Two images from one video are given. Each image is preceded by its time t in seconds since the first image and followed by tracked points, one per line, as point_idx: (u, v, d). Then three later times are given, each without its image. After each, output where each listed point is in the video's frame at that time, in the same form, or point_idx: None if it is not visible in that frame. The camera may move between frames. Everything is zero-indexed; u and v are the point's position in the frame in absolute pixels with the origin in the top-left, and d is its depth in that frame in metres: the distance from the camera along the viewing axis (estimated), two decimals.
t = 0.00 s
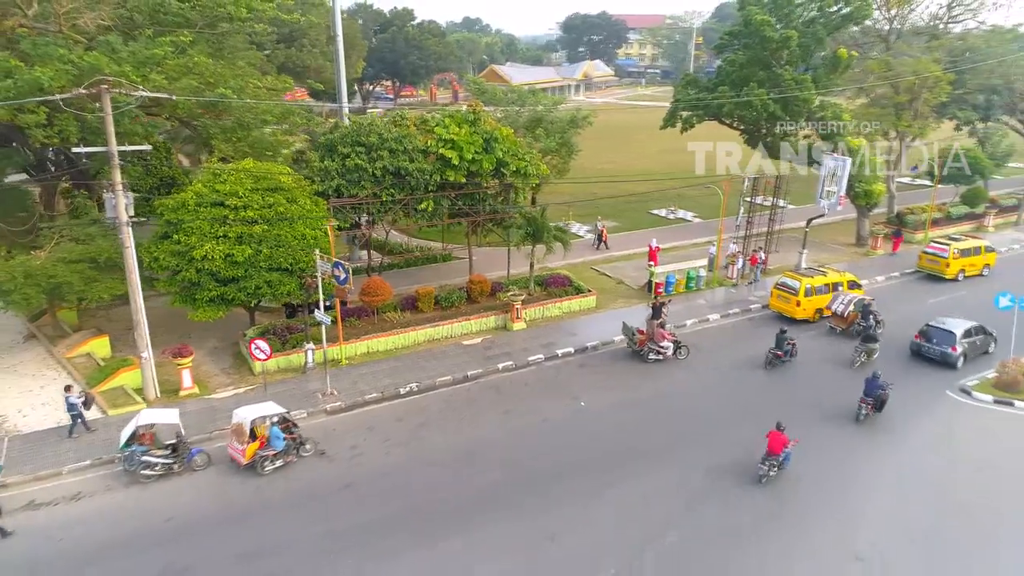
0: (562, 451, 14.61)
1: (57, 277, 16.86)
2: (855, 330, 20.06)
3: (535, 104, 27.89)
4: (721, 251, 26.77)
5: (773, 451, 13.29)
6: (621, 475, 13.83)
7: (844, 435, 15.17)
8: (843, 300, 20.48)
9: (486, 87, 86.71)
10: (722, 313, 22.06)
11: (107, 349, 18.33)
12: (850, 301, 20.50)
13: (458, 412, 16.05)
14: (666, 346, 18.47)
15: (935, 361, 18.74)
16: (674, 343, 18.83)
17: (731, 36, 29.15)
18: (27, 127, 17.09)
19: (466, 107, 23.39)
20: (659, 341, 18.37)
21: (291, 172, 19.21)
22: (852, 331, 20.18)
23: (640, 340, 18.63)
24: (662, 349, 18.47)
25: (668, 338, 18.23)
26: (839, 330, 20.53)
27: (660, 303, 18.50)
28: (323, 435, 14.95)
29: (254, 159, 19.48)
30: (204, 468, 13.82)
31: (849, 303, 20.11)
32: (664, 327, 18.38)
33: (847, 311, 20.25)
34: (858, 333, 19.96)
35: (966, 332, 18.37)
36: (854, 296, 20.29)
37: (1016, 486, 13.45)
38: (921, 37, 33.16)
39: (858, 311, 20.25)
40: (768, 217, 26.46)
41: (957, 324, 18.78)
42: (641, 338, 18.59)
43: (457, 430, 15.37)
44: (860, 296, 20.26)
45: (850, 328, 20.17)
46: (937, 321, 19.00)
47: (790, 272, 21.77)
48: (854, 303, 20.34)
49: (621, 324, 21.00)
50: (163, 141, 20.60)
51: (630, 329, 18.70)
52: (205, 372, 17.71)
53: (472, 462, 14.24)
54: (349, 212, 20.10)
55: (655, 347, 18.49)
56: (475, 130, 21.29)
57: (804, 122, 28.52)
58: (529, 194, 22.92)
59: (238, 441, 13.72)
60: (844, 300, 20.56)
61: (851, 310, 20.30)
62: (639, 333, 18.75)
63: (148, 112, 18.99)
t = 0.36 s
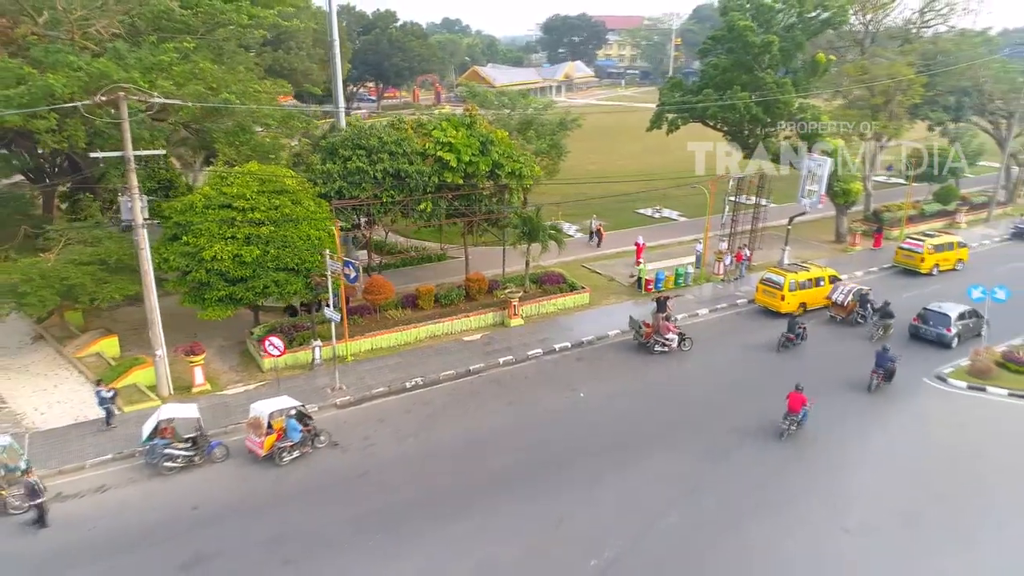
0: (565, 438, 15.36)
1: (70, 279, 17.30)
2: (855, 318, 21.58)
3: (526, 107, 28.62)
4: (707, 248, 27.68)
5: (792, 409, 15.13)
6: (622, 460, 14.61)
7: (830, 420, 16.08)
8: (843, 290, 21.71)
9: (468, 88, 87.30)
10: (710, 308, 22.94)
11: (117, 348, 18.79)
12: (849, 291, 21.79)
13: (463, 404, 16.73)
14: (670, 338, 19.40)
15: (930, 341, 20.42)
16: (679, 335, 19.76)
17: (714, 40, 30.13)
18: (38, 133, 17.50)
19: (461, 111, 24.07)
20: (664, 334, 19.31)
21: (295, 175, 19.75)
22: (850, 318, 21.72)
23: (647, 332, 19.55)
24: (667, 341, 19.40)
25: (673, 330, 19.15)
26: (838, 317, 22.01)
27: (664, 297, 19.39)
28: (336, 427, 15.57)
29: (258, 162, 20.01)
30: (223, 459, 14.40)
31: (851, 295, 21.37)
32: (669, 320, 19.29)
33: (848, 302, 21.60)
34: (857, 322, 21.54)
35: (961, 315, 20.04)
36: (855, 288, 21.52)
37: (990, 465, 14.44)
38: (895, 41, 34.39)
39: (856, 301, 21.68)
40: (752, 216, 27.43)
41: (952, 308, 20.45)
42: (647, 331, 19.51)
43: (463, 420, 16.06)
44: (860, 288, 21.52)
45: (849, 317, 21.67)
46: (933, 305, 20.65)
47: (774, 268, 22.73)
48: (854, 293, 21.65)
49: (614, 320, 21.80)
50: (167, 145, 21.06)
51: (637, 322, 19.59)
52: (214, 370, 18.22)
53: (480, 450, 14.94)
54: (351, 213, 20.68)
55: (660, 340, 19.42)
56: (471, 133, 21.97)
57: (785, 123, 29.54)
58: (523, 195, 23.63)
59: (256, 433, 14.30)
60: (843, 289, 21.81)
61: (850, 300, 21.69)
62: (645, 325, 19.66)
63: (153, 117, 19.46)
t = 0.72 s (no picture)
0: (568, 428, 16.14)
1: (83, 281, 17.79)
2: (853, 308, 23.02)
3: (517, 110, 29.39)
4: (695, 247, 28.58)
5: (806, 376, 17.05)
6: (623, 446, 15.41)
7: (817, 408, 17.04)
8: (842, 282, 23.23)
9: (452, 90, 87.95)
10: (700, 303, 23.85)
11: (127, 348, 19.33)
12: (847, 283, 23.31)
13: (469, 396, 17.48)
14: (676, 331, 20.29)
15: (928, 325, 22.17)
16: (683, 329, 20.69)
17: (699, 45, 31.05)
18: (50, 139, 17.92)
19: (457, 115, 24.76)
20: (670, 327, 20.20)
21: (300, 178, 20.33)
22: (849, 309, 23.14)
23: (653, 326, 20.46)
24: (673, 334, 20.31)
25: (678, 322, 20.12)
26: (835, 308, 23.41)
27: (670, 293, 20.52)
28: (348, 420, 16.24)
29: (263, 165, 20.56)
30: (241, 452, 15.01)
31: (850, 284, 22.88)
32: (674, 313, 20.26)
33: (846, 292, 23.08)
34: (855, 311, 22.98)
35: (957, 301, 21.68)
36: (853, 279, 23.08)
37: (965, 447, 15.44)
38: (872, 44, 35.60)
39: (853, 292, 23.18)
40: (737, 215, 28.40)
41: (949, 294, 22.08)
42: (654, 324, 20.43)
43: (470, 412, 16.80)
44: (857, 279, 23.08)
45: (848, 306, 23.10)
46: (932, 291, 22.25)
47: (761, 264, 23.67)
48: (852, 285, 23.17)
49: (608, 316, 22.63)
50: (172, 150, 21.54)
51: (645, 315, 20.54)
52: (224, 367, 18.78)
53: (489, 439, 15.69)
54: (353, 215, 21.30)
55: (666, 332, 20.34)
56: (469, 137, 22.67)
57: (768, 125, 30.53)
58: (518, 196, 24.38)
59: (273, 426, 14.92)
60: (842, 281, 23.33)
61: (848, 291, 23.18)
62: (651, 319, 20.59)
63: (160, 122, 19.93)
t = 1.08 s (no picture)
0: (567, 417, 16.98)
1: (94, 282, 18.33)
2: (848, 296, 24.47)
3: (508, 113, 30.19)
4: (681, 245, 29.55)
5: (812, 350, 19.10)
6: (619, 433, 16.28)
7: (800, 395, 18.05)
8: (837, 273, 24.68)
9: (436, 91, 88.67)
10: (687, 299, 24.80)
11: (135, 346, 19.87)
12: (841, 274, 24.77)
13: (471, 389, 18.26)
14: (678, 324, 21.30)
15: (921, 311, 23.97)
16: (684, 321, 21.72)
17: (683, 49, 32.03)
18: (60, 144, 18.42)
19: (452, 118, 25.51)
20: (673, 319, 21.22)
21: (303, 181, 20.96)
22: (844, 298, 24.58)
23: (655, 318, 21.44)
24: (675, 327, 21.31)
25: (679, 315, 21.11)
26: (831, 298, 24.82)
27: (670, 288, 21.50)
28: (357, 413, 16.95)
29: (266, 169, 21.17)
30: (257, 443, 15.67)
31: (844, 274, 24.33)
32: (675, 306, 21.25)
33: (841, 282, 24.52)
34: (850, 299, 24.41)
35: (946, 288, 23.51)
36: (847, 270, 24.54)
37: (940, 430, 16.49)
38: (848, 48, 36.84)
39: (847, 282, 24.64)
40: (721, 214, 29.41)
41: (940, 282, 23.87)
42: (657, 317, 21.41)
43: (473, 403, 17.59)
44: (850, 270, 24.58)
45: (843, 295, 24.54)
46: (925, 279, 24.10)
47: (746, 261, 24.68)
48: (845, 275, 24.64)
49: (599, 311, 23.50)
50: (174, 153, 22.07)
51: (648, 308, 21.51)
52: (231, 364, 19.38)
53: (492, 429, 16.48)
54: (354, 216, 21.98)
55: (668, 325, 21.35)
56: (465, 140, 23.42)
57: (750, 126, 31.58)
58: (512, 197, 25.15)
59: (287, 419, 15.61)
60: (836, 273, 24.79)
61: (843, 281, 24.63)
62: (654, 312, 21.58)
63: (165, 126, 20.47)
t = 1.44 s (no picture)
0: (564, 407, 17.83)
1: (104, 282, 18.85)
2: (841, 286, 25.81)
3: (498, 116, 30.97)
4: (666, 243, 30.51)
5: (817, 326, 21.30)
6: (614, 421, 17.14)
7: (784, 384, 19.05)
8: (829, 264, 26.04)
9: (420, 92, 89.38)
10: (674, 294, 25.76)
11: (142, 345, 20.39)
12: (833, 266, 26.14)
13: (471, 382, 19.04)
14: (678, 316, 22.42)
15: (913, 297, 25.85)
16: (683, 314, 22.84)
17: (666, 53, 33.01)
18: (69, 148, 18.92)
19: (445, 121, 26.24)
20: (674, 312, 22.34)
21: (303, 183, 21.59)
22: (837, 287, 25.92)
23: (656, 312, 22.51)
24: (675, 319, 22.41)
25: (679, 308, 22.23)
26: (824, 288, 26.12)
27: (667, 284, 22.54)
28: (363, 406, 17.67)
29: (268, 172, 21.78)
30: (268, 435, 16.33)
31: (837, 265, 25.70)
32: (675, 299, 22.37)
33: (834, 273, 25.87)
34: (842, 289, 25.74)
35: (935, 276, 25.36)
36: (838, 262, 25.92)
37: (915, 415, 17.55)
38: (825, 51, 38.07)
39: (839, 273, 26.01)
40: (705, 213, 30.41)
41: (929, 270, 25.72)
42: (658, 310, 22.48)
43: (474, 395, 18.37)
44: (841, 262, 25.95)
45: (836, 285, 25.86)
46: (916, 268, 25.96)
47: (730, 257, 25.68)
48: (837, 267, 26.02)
49: (591, 307, 24.37)
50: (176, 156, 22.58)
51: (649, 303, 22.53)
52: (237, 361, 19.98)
53: (494, 419, 17.28)
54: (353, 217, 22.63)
55: (668, 318, 22.43)
56: (459, 143, 24.16)
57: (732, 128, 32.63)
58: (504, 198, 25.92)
59: (298, 411, 16.27)
60: (828, 264, 26.15)
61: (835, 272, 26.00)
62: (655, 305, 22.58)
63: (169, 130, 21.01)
